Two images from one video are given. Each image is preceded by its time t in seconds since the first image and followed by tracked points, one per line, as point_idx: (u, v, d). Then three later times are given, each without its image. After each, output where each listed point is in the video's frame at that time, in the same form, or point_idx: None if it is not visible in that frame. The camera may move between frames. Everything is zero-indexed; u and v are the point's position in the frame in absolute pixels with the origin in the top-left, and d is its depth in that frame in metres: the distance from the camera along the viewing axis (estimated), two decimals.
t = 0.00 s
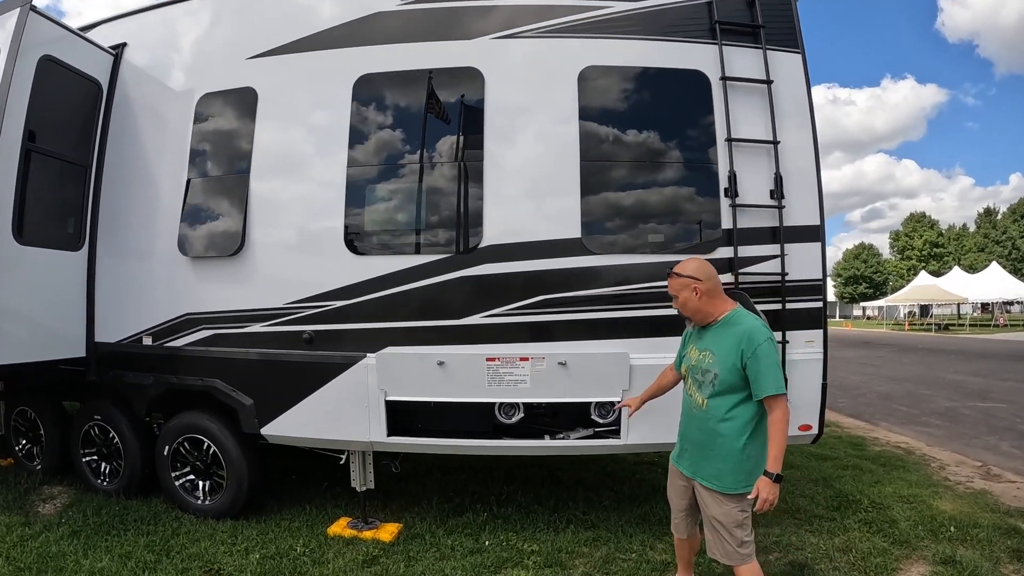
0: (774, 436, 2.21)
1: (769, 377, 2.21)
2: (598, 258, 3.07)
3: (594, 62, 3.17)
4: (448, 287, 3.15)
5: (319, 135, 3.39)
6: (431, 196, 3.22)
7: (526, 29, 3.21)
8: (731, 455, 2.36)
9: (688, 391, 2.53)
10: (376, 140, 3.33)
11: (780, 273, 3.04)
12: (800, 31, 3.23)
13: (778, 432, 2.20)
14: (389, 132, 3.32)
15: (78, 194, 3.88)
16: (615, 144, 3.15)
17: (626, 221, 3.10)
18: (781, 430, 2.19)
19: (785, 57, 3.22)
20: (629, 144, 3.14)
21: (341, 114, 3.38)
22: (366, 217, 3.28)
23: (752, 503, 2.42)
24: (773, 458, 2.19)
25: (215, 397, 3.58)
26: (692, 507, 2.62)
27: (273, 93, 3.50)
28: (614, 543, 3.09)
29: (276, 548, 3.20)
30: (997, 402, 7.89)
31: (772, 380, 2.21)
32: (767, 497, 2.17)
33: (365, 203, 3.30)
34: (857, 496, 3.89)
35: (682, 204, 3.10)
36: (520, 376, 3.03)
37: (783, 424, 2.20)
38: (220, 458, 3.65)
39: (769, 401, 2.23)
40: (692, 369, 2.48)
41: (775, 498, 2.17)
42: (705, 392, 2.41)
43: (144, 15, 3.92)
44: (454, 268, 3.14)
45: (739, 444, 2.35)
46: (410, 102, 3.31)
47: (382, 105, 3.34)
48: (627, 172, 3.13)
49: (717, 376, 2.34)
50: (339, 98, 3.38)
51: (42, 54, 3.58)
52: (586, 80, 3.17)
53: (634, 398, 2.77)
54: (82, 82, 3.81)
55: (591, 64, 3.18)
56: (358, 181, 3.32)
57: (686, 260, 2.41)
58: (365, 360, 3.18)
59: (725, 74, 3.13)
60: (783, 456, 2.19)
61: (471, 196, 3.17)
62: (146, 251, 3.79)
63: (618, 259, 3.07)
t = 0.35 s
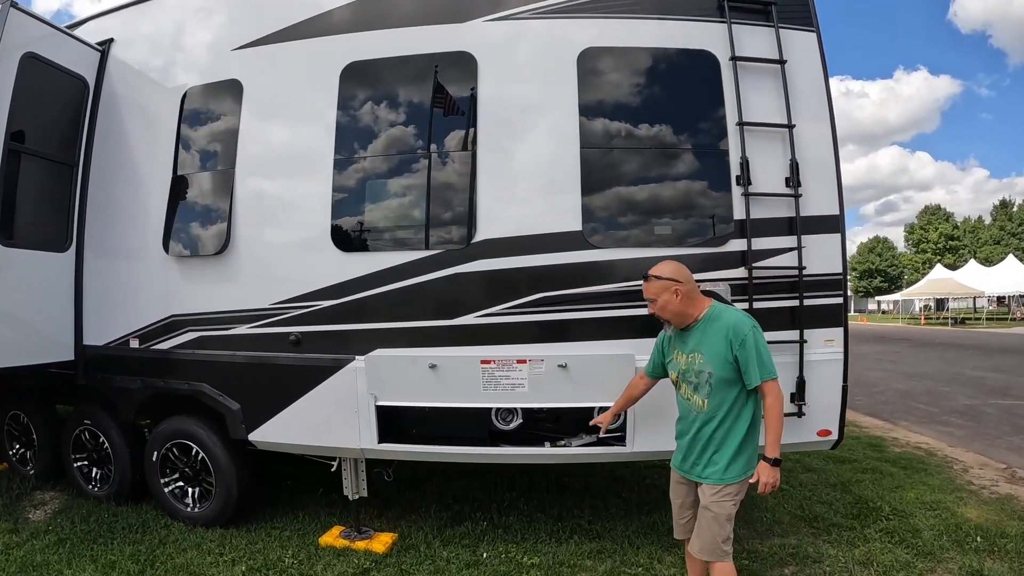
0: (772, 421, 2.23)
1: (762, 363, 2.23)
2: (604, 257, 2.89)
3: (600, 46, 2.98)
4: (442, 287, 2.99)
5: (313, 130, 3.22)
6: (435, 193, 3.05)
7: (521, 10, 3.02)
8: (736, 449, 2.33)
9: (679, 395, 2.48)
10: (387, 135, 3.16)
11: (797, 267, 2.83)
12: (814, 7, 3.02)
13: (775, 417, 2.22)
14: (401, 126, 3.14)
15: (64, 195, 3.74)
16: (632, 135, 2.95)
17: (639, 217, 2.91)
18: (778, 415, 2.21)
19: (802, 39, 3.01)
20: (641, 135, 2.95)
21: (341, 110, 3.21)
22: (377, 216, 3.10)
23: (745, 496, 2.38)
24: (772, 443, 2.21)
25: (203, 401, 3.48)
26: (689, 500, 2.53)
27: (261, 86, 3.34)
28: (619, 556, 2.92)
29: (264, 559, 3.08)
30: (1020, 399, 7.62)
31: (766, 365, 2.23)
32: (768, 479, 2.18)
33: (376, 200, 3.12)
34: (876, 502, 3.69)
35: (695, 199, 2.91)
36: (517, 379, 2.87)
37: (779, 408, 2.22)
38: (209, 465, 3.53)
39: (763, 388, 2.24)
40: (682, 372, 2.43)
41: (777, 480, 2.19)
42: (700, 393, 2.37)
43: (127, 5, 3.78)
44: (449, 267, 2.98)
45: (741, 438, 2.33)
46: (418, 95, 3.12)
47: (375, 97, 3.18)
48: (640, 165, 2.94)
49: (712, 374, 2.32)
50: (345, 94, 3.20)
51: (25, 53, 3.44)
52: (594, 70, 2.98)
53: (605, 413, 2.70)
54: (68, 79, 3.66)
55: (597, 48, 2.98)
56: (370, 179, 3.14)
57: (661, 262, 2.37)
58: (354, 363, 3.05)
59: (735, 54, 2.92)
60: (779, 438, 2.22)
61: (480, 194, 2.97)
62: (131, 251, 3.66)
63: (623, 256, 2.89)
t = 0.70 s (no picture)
0: (771, 408, 2.10)
1: (755, 347, 2.11)
2: (604, 250, 2.76)
3: (608, 38, 2.83)
4: (433, 280, 2.88)
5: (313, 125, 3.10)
6: (430, 184, 2.93)
7: None
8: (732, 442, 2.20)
9: (671, 389, 2.35)
10: (399, 130, 3.01)
11: (801, 254, 2.69)
12: None
13: (774, 404, 2.09)
14: (412, 120, 2.99)
15: (53, 191, 3.65)
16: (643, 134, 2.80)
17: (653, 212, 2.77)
18: (777, 401, 2.09)
19: (812, 20, 2.86)
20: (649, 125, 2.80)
21: (351, 108, 3.07)
22: (391, 213, 2.97)
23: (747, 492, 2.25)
24: (773, 431, 2.09)
25: (189, 398, 3.38)
26: (684, 500, 2.40)
27: (249, 76, 3.23)
28: (614, 560, 2.81)
29: (248, 559, 3.02)
30: None
31: (758, 350, 2.12)
32: (773, 471, 2.08)
33: (389, 196, 2.99)
34: (887, 503, 3.55)
35: (707, 194, 2.76)
36: (506, 374, 2.76)
37: (777, 395, 2.09)
38: (196, 462, 3.44)
39: (758, 374, 2.12)
40: (672, 364, 2.31)
41: (780, 471, 2.09)
42: (692, 384, 2.25)
43: None
44: (442, 261, 2.87)
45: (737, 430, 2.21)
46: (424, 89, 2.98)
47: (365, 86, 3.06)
48: (652, 158, 2.79)
49: (704, 363, 2.20)
50: (356, 91, 3.07)
51: (13, 49, 3.38)
52: (603, 65, 2.84)
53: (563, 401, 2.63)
54: (57, 74, 3.56)
55: (603, 39, 2.84)
56: (382, 174, 3.02)
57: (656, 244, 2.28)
58: (337, 358, 2.95)
59: (732, 32, 2.78)
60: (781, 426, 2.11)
61: (490, 192, 2.82)
62: (116, 244, 3.57)
63: (621, 247, 2.76)
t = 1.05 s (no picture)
0: (755, 415, 2.00)
1: (751, 348, 2.00)
2: (600, 245, 2.65)
3: (614, 31, 2.72)
4: (419, 275, 2.78)
5: (315, 122, 3.01)
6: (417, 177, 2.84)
7: None
8: (715, 443, 2.11)
9: (658, 384, 2.26)
10: (405, 125, 2.88)
11: (799, 246, 2.57)
12: None
13: (760, 409, 1.99)
14: (418, 114, 2.86)
15: (38, 187, 3.55)
16: (649, 130, 2.69)
17: (663, 208, 2.66)
18: (762, 408, 1.99)
19: (817, 6, 2.74)
20: (647, 114, 2.69)
21: (358, 106, 2.97)
22: (401, 210, 2.84)
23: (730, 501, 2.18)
24: (753, 439, 1.97)
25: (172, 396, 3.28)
26: (667, 507, 2.34)
27: (236, 66, 3.13)
28: (604, 565, 2.76)
29: (229, 560, 2.97)
30: None
31: (754, 351, 2.01)
32: (746, 479, 1.97)
33: (397, 193, 2.86)
34: (890, 506, 3.43)
35: (717, 190, 2.64)
36: (488, 372, 2.67)
37: (765, 400, 2.00)
38: (180, 461, 3.36)
39: (749, 376, 2.01)
40: (662, 358, 2.22)
41: (755, 480, 1.98)
42: (680, 380, 2.15)
43: None
44: (430, 256, 2.77)
45: (722, 431, 2.11)
46: (425, 81, 2.85)
47: (353, 77, 2.97)
48: (661, 153, 2.67)
49: (694, 359, 2.10)
50: (365, 87, 2.97)
51: None
52: (610, 60, 2.72)
53: (593, 413, 2.53)
54: (42, 70, 3.46)
55: (604, 29, 2.72)
56: (389, 171, 2.90)
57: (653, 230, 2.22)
58: (318, 355, 2.88)
59: (726, 15, 2.67)
60: (764, 435, 1.99)
61: (493, 190, 2.72)
62: (99, 239, 3.50)
63: (614, 241, 2.65)
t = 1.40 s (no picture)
0: (757, 419, 1.94)
1: (750, 348, 1.94)
2: (596, 245, 2.59)
3: (616, 29, 2.66)
4: (411, 276, 2.73)
5: (309, 120, 2.96)
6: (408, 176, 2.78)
7: None
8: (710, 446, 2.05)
9: (655, 382, 2.21)
10: (405, 123, 2.81)
11: (797, 244, 2.50)
12: None
13: (761, 414, 1.93)
14: (420, 111, 2.78)
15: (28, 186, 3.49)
16: (651, 128, 2.62)
17: (661, 208, 2.59)
18: (765, 412, 1.93)
19: None
20: (648, 113, 2.63)
21: (359, 104, 2.91)
22: (402, 209, 2.77)
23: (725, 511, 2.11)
24: (757, 446, 1.92)
25: (159, 397, 3.23)
26: (663, 512, 2.30)
27: (229, 65, 3.07)
28: (598, 570, 2.78)
29: (217, 562, 2.93)
30: None
31: (753, 352, 1.94)
32: (751, 489, 1.90)
33: (397, 192, 2.79)
34: (891, 510, 3.38)
35: (719, 189, 2.58)
36: (477, 375, 2.62)
37: (766, 404, 1.93)
38: (168, 462, 3.30)
39: (748, 378, 1.95)
40: (659, 356, 2.17)
41: (761, 488, 1.91)
42: (677, 379, 2.10)
43: None
44: (424, 256, 2.71)
45: (717, 434, 2.05)
46: (421, 77, 2.79)
47: (346, 77, 2.91)
48: (662, 152, 2.61)
49: (692, 357, 2.05)
50: (365, 86, 2.90)
51: None
52: (611, 58, 2.66)
53: (548, 397, 2.51)
54: (32, 69, 3.40)
55: (605, 27, 2.66)
56: (389, 169, 2.82)
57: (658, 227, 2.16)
58: (304, 356, 2.84)
59: (721, 7, 2.61)
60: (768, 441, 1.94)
61: (491, 189, 2.66)
62: (87, 237, 3.43)
63: (611, 241, 2.59)
